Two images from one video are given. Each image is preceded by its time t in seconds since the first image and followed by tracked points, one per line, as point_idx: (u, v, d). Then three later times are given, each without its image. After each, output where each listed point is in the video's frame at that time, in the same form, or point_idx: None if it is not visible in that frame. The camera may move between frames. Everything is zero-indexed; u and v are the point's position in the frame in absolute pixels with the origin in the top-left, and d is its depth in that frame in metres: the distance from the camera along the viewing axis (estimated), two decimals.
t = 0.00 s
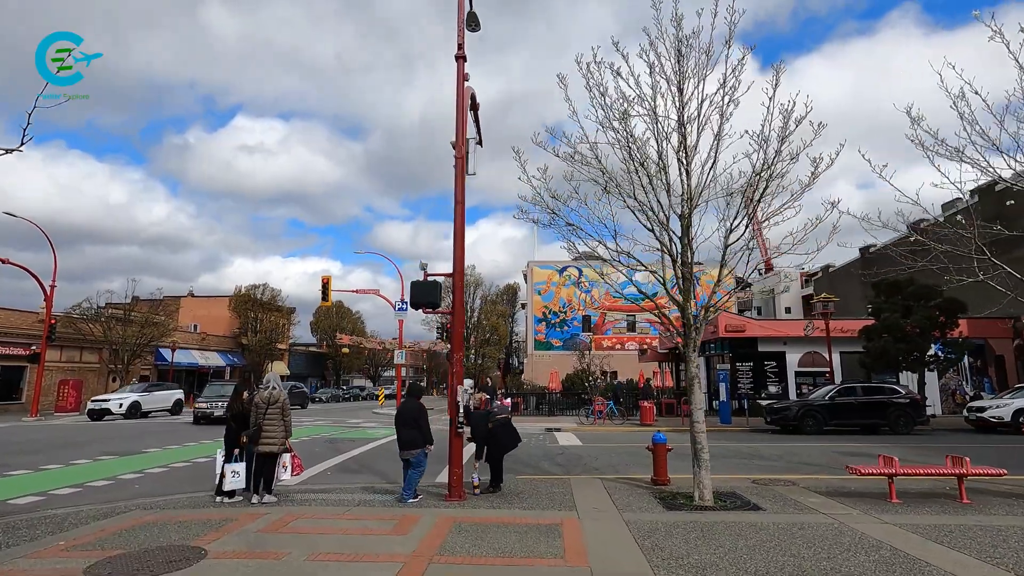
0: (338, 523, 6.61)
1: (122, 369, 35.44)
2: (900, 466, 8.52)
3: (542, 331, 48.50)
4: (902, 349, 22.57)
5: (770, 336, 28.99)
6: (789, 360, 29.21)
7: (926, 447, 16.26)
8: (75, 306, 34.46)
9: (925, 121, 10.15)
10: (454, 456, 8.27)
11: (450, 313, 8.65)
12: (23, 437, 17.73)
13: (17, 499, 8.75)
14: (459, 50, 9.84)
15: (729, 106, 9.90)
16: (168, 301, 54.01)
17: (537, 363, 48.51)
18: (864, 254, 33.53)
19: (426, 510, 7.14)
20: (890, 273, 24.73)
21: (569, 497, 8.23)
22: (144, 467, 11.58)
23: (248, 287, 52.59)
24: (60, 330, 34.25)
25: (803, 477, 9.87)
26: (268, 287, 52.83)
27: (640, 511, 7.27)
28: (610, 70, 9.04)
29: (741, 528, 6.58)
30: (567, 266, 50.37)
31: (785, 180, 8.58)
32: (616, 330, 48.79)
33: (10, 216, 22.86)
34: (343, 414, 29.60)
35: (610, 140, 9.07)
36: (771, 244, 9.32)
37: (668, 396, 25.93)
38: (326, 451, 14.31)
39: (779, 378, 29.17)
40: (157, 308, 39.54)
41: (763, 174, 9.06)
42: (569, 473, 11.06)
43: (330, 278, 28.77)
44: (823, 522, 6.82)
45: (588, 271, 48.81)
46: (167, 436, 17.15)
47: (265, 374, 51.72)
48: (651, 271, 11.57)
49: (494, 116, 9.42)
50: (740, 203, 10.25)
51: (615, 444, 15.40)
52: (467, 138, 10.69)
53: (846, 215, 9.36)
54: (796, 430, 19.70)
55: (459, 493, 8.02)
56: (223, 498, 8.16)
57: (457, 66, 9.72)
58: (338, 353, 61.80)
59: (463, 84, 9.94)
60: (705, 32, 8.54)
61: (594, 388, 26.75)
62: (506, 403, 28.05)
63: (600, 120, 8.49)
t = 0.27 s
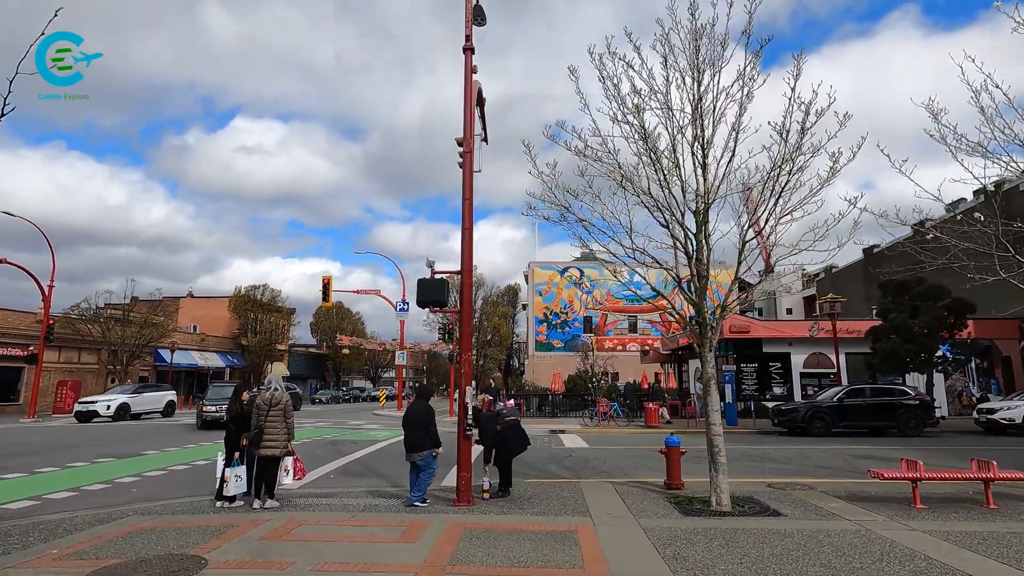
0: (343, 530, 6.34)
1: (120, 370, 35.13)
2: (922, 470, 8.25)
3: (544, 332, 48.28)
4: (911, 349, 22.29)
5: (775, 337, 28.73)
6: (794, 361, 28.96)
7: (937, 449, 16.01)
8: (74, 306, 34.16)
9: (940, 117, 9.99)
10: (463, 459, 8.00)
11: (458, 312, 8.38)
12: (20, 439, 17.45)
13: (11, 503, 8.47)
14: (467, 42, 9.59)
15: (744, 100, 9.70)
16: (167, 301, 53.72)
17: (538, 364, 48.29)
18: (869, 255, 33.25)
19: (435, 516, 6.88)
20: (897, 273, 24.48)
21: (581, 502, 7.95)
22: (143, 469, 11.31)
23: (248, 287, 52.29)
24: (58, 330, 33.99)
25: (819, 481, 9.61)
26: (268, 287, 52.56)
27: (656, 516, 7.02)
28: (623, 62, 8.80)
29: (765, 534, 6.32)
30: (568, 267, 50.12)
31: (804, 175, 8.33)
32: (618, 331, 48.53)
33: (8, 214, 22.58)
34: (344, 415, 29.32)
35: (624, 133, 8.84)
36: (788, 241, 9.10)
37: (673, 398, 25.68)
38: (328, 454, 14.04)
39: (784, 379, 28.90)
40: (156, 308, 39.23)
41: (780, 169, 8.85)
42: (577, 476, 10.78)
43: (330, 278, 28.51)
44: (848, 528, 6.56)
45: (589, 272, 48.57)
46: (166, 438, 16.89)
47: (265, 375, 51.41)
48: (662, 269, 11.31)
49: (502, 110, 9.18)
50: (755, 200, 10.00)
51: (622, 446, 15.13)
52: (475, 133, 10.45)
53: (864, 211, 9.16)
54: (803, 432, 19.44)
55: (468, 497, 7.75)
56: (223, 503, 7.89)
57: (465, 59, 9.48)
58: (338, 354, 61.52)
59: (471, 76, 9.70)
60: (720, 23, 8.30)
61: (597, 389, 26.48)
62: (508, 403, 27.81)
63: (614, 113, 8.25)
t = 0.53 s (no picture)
0: (342, 544, 6.01)
1: (113, 373, 34.63)
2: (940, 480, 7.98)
3: (541, 335, 48.00)
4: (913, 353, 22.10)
5: (776, 341, 28.51)
6: (794, 365, 28.74)
7: (943, 455, 15.77)
8: (65, 308, 33.66)
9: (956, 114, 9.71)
10: (467, 468, 7.68)
11: (462, 315, 8.08)
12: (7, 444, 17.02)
13: None
14: (471, 36, 9.30)
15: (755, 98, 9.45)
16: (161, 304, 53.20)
17: (535, 367, 48.00)
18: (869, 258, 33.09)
19: (438, 529, 6.56)
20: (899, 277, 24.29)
21: (590, 513, 7.63)
22: (132, 477, 10.93)
23: (243, 289, 51.82)
24: (49, 333, 33.48)
25: (832, 489, 9.33)
26: (263, 290, 52.11)
27: (668, 529, 6.73)
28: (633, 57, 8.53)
29: (784, 548, 6.03)
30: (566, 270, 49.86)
31: (819, 174, 8.06)
32: (615, 334, 48.26)
33: None
34: (340, 420, 28.91)
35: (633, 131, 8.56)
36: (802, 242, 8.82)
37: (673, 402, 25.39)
38: (324, 460, 13.68)
39: (784, 383, 28.66)
40: (150, 310, 38.75)
41: (794, 169, 8.57)
42: (582, 484, 10.47)
43: (326, 280, 28.15)
44: (870, 541, 6.27)
45: (587, 275, 48.34)
46: (158, 443, 16.50)
47: (260, 378, 50.91)
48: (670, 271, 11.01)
49: (507, 105, 8.90)
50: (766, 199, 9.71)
51: (625, 452, 14.82)
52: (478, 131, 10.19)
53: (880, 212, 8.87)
54: (806, 437, 19.20)
55: (472, 508, 7.43)
56: (215, 514, 7.55)
57: (469, 53, 9.19)
58: (334, 357, 61.05)
59: (475, 72, 9.43)
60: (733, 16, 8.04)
61: (597, 393, 26.20)
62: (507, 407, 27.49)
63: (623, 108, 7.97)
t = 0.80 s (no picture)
0: (339, 557, 5.72)
1: (101, 375, 34.04)
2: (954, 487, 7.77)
3: (536, 339, 47.78)
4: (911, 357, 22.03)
5: (772, 344, 28.40)
6: (791, 369, 28.62)
7: (944, 460, 15.61)
8: (53, 309, 33.07)
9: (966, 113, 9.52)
10: (468, 475, 7.40)
11: (463, 316, 7.81)
12: None
13: None
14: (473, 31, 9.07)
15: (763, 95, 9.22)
16: (151, 305, 52.53)
17: (530, 371, 47.73)
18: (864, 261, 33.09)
19: (440, 539, 6.28)
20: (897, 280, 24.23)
21: (595, 522, 7.36)
22: (119, 484, 10.56)
23: (235, 291, 51.26)
24: (36, 335, 32.87)
25: (840, 496, 9.11)
26: (255, 291, 51.58)
27: (678, 539, 6.48)
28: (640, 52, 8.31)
29: (801, 559, 5.79)
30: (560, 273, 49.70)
31: (829, 173, 7.86)
32: (610, 337, 48.07)
33: None
34: (333, 423, 28.48)
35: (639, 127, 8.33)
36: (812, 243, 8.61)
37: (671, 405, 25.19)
38: (318, 465, 13.33)
39: (781, 386, 28.55)
40: (139, 312, 38.17)
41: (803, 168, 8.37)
42: (583, 491, 10.20)
43: (320, 282, 27.80)
44: (888, 551, 6.05)
45: (582, 278, 48.18)
46: (147, 447, 16.08)
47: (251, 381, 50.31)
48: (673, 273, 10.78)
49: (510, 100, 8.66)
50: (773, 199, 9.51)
51: (624, 457, 14.58)
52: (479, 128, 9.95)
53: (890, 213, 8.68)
54: (805, 441, 19.05)
55: (474, 517, 7.15)
56: (205, 524, 7.23)
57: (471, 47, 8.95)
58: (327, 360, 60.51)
59: (476, 69, 9.20)
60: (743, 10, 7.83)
61: (593, 397, 25.97)
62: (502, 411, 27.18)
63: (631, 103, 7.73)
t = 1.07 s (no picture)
0: (343, 565, 5.46)
1: (91, 377, 33.49)
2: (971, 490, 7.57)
3: (531, 340, 47.57)
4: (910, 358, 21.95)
5: (770, 345, 28.30)
6: (789, 370, 28.52)
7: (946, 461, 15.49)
8: (42, 309, 32.50)
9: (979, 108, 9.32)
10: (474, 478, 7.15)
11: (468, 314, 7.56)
12: None
13: None
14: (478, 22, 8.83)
15: (774, 89, 9.00)
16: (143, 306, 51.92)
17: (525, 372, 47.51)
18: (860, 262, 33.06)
19: (447, 546, 6.05)
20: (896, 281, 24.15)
21: (605, 527, 7.12)
22: (110, 488, 10.23)
23: (227, 292, 50.73)
24: (24, 335, 32.30)
25: (852, 498, 8.91)
26: (248, 292, 51.07)
27: (693, 545, 6.25)
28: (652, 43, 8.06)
29: (823, 565, 5.58)
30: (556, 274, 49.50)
31: (845, 168, 7.65)
32: (606, 338, 47.88)
33: None
34: (328, 425, 28.14)
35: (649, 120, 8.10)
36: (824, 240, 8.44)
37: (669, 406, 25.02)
38: (314, 468, 13.02)
39: (779, 388, 28.45)
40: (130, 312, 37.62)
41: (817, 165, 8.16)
42: (588, 494, 9.96)
43: (314, 281, 27.45)
44: (911, 557, 5.84)
45: (577, 279, 47.99)
46: (138, 450, 15.72)
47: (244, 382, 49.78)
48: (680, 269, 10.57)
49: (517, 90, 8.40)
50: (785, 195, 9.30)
51: (627, 459, 14.34)
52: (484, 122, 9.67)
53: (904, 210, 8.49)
54: (806, 443, 18.93)
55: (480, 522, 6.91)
56: (199, 530, 6.96)
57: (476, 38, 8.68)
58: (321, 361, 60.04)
59: (481, 59, 8.91)
60: None
61: (591, 398, 25.77)
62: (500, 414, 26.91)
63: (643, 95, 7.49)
